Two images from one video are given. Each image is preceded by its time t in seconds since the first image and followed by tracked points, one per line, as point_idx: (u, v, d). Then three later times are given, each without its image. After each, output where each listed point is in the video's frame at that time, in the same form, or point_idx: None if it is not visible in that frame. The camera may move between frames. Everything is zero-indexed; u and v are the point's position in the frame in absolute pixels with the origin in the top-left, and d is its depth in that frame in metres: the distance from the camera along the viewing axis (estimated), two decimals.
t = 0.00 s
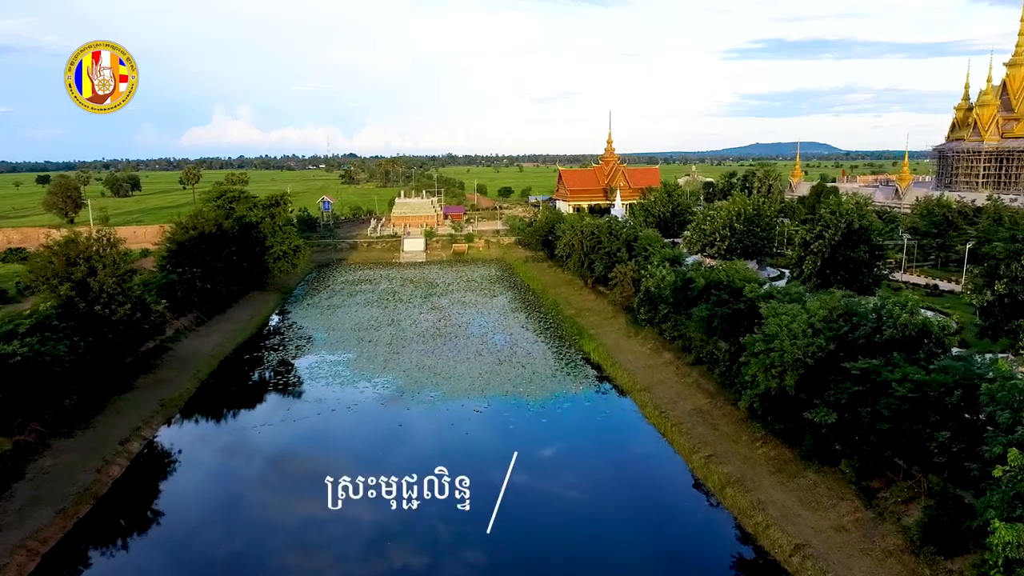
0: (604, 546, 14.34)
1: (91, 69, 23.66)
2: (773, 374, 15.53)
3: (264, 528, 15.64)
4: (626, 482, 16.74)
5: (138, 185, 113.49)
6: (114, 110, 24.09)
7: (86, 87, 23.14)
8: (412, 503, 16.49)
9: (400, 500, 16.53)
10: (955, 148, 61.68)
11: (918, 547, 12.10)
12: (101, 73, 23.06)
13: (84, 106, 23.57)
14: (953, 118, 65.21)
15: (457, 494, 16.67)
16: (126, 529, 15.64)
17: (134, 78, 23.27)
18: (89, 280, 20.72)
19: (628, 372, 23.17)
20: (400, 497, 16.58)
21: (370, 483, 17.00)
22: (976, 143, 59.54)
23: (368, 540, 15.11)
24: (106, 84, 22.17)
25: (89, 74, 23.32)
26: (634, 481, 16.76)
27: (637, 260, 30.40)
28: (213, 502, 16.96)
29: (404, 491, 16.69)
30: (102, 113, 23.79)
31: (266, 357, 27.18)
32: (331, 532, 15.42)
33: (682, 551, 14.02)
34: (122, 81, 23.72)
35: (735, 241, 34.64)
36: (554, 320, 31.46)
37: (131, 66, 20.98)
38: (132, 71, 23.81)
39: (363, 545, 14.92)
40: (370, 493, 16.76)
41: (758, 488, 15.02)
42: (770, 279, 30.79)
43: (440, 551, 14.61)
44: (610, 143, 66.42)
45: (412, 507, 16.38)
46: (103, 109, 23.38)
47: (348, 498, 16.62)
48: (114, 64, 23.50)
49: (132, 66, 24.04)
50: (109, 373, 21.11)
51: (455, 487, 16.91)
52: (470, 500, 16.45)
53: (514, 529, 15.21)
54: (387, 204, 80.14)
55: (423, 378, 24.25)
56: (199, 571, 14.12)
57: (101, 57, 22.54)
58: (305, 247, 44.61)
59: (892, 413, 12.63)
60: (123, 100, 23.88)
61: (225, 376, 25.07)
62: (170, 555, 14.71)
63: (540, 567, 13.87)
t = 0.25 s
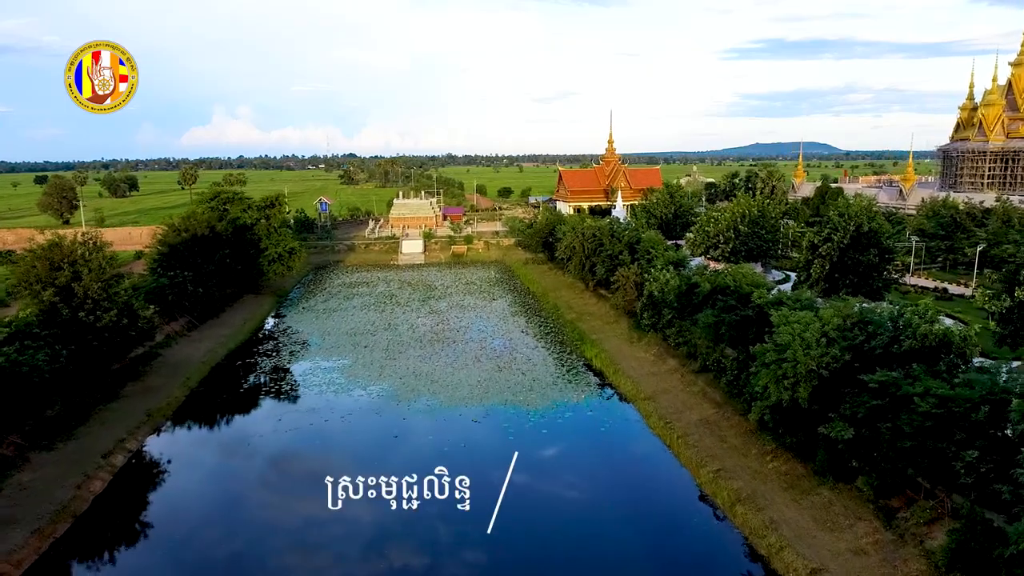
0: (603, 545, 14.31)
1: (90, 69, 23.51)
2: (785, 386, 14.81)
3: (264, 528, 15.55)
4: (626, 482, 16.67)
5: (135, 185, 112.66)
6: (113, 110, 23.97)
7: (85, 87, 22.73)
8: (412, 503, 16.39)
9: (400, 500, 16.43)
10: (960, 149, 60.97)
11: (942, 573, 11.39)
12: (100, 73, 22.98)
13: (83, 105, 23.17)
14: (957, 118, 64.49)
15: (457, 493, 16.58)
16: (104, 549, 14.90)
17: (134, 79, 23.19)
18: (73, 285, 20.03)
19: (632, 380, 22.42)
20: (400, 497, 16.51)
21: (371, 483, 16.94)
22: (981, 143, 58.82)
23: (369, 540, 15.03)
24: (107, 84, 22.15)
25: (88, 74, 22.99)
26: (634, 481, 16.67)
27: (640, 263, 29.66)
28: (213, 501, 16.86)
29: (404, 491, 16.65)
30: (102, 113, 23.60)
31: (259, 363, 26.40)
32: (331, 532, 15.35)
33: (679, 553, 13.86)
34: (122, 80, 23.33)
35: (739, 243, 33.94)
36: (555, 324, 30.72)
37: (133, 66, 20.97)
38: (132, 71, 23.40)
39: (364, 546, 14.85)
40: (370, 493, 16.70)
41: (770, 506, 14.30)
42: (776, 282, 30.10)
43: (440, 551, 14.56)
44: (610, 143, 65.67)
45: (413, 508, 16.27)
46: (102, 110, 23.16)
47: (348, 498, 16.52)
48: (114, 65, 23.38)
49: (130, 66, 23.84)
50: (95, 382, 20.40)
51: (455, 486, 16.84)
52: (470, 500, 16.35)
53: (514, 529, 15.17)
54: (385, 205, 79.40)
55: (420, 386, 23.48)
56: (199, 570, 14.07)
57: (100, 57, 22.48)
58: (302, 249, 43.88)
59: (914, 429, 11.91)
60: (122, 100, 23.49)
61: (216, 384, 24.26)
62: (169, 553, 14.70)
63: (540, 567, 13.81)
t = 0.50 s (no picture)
0: (602, 544, 14.27)
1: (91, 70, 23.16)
2: (799, 399, 14.07)
3: (264, 528, 15.52)
4: (626, 482, 16.62)
5: (133, 185, 111.94)
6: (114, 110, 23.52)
7: (87, 86, 22.23)
8: (413, 503, 16.35)
9: (400, 500, 16.39)
10: (964, 149, 60.24)
11: None
12: (101, 73, 22.62)
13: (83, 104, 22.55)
14: (962, 117, 63.72)
15: (457, 493, 16.55)
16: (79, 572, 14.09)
17: (135, 78, 22.77)
18: (57, 290, 19.31)
19: (635, 389, 21.67)
20: (400, 497, 16.47)
21: (371, 483, 16.89)
22: (986, 143, 58.11)
23: (369, 540, 14.97)
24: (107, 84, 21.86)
25: (88, 74, 22.46)
26: (634, 481, 16.63)
27: (643, 266, 28.96)
28: (213, 500, 16.84)
29: (404, 491, 16.61)
30: (103, 113, 23.07)
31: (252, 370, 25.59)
32: (331, 532, 15.29)
33: (678, 554, 13.78)
34: (123, 80, 22.92)
35: (744, 245, 33.23)
36: (555, 329, 29.97)
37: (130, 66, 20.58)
38: (133, 71, 22.91)
39: (364, 546, 14.79)
40: (370, 492, 16.66)
41: (784, 526, 13.55)
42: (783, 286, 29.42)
43: (440, 551, 14.49)
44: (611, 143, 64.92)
45: (413, 508, 16.22)
46: (103, 110, 22.62)
47: (348, 497, 16.48)
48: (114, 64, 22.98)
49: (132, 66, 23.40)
50: (80, 392, 19.67)
51: (455, 486, 16.81)
52: (470, 500, 16.31)
53: (514, 529, 15.11)
54: (384, 206, 78.69)
55: (416, 394, 22.68)
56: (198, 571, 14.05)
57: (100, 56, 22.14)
58: (298, 251, 43.14)
59: (940, 449, 11.20)
60: (123, 100, 22.96)
61: (206, 391, 23.47)
62: (169, 553, 14.71)
63: (541, 567, 13.74)
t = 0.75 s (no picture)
0: (601, 544, 14.27)
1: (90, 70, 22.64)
2: (812, 411, 13.44)
3: (264, 528, 15.52)
4: (627, 482, 16.55)
5: (131, 185, 111.32)
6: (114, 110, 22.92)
7: (86, 85, 21.68)
8: (412, 502, 16.30)
9: (400, 500, 16.35)
10: (969, 149, 59.58)
11: None
12: (100, 73, 22.20)
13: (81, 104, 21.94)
14: (967, 117, 63.03)
15: (457, 493, 16.50)
16: None
17: (135, 77, 22.33)
18: (41, 295, 18.69)
19: (638, 396, 21.01)
20: (400, 497, 16.45)
21: (371, 483, 16.87)
22: (991, 143, 57.46)
23: (369, 540, 14.96)
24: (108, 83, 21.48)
25: (88, 74, 21.93)
26: (634, 480, 16.60)
27: (646, 269, 28.34)
28: (214, 501, 16.93)
29: (404, 491, 16.60)
30: (103, 113, 22.52)
31: (245, 376, 24.90)
32: (331, 532, 15.29)
33: (676, 553, 13.75)
34: (123, 80, 22.47)
35: (748, 247, 32.61)
36: (556, 333, 29.31)
37: (130, 62, 20.32)
38: (134, 71, 22.41)
39: (364, 546, 14.79)
40: (370, 492, 16.64)
41: (796, 545, 12.91)
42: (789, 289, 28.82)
43: (440, 551, 14.46)
44: (612, 143, 64.29)
45: (413, 507, 16.18)
46: (103, 110, 22.10)
47: (348, 497, 16.45)
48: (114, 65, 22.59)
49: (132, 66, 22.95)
50: (66, 400, 19.06)
51: (455, 486, 16.77)
52: (470, 500, 16.23)
53: (514, 528, 15.05)
54: (384, 206, 78.09)
55: (414, 401, 21.98)
56: (199, 571, 14.10)
57: (100, 56, 21.76)
58: (294, 253, 42.52)
59: (966, 467, 10.57)
60: (124, 100, 22.43)
61: (197, 399, 22.81)
62: (170, 554, 14.82)
63: (540, 567, 13.71)
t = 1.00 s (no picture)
0: (601, 545, 14.13)
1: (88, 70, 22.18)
2: (827, 425, 12.82)
3: (264, 528, 15.25)
4: (627, 482, 16.46)
5: (129, 185, 110.64)
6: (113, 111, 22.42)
7: (86, 84, 21.19)
8: (412, 503, 16.18)
9: (400, 500, 16.24)
10: (973, 149, 58.94)
11: None
12: (100, 73, 21.78)
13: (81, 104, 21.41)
14: (970, 117, 62.43)
15: (457, 493, 16.38)
16: None
17: (135, 77, 21.94)
18: (24, 300, 18.04)
19: (642, 404, 20.36)
20: (400, 497, 16.35)
21: (370, 483, 16.78)
22: (996, 143, 56.83)
23: (369, 540, 14.76)
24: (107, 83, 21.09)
25: (87, 74, 21.47)
26: (633, 480, 16.56)
27: (648, 272, 27.73)
28: (212, 500, 16.59)
29: (404, 491, 16.50)
30: (103, 113, 21.96)
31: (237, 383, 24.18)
32: (331, 532, 15.06)
33: (674, 554, 13.66)
34: (123, 80, 22.05)
35: (753, 249, 31.98)
36: (557, 338, 28.64)
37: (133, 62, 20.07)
38: (134, 71, 21.97)
39: (364, 546, 14.59)
40: (370, 492, 16.51)
41: (811, 566, 12.27)
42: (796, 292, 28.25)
43: (440, 551, 14.30)
44: (613, 143, 63.65)
45: (413, 507, 16.06)
46: (103, 111, 21.66)
47: (348, 497, 16.28)
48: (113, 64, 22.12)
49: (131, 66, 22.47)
50: (50, 409, 18.38)
51: (455, 486, 16.66)
52: (470, 500, 16.12)
53: (514, 529, 14.91)
54: (382, 206, 77.43)
55: (410, 409, 21.31)
56: (198, 571, 13.82)
57: (100, 55, 21.35)
58: (291, 254, 41.90)
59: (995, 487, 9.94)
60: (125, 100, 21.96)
61: (187, 406, 22.11)
62: (169, 553, 14.52)
63: (541, 567, 13.52)
